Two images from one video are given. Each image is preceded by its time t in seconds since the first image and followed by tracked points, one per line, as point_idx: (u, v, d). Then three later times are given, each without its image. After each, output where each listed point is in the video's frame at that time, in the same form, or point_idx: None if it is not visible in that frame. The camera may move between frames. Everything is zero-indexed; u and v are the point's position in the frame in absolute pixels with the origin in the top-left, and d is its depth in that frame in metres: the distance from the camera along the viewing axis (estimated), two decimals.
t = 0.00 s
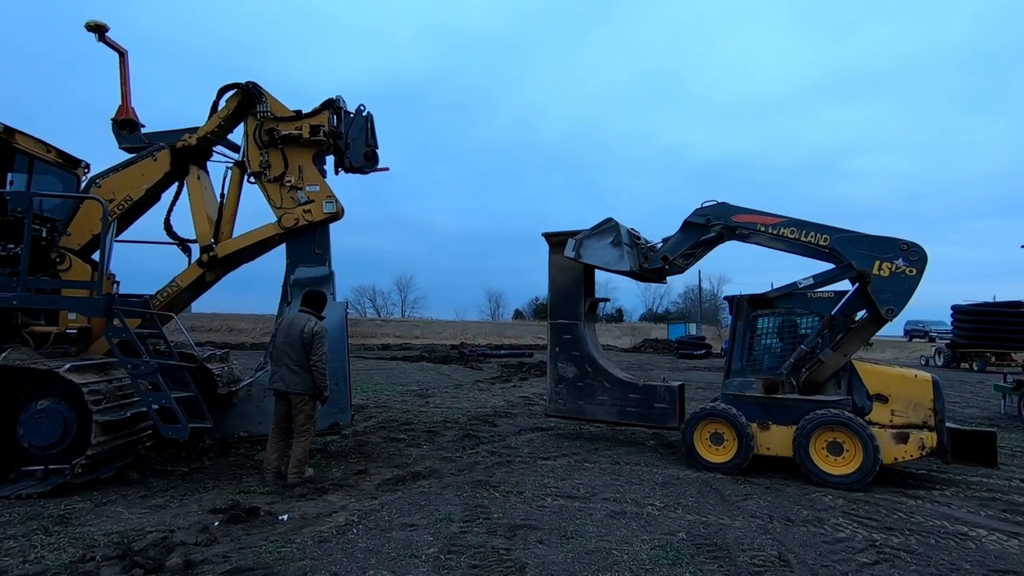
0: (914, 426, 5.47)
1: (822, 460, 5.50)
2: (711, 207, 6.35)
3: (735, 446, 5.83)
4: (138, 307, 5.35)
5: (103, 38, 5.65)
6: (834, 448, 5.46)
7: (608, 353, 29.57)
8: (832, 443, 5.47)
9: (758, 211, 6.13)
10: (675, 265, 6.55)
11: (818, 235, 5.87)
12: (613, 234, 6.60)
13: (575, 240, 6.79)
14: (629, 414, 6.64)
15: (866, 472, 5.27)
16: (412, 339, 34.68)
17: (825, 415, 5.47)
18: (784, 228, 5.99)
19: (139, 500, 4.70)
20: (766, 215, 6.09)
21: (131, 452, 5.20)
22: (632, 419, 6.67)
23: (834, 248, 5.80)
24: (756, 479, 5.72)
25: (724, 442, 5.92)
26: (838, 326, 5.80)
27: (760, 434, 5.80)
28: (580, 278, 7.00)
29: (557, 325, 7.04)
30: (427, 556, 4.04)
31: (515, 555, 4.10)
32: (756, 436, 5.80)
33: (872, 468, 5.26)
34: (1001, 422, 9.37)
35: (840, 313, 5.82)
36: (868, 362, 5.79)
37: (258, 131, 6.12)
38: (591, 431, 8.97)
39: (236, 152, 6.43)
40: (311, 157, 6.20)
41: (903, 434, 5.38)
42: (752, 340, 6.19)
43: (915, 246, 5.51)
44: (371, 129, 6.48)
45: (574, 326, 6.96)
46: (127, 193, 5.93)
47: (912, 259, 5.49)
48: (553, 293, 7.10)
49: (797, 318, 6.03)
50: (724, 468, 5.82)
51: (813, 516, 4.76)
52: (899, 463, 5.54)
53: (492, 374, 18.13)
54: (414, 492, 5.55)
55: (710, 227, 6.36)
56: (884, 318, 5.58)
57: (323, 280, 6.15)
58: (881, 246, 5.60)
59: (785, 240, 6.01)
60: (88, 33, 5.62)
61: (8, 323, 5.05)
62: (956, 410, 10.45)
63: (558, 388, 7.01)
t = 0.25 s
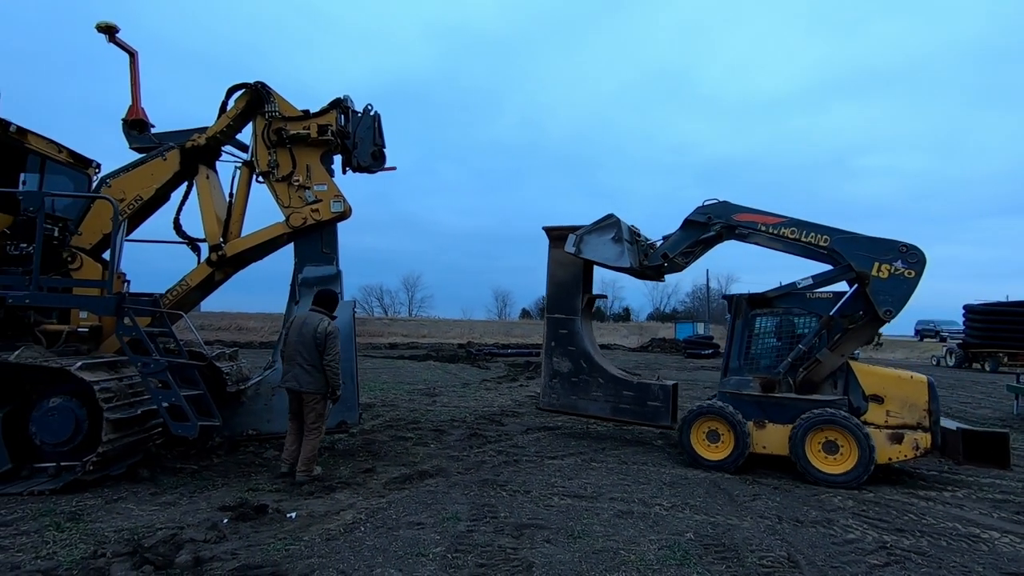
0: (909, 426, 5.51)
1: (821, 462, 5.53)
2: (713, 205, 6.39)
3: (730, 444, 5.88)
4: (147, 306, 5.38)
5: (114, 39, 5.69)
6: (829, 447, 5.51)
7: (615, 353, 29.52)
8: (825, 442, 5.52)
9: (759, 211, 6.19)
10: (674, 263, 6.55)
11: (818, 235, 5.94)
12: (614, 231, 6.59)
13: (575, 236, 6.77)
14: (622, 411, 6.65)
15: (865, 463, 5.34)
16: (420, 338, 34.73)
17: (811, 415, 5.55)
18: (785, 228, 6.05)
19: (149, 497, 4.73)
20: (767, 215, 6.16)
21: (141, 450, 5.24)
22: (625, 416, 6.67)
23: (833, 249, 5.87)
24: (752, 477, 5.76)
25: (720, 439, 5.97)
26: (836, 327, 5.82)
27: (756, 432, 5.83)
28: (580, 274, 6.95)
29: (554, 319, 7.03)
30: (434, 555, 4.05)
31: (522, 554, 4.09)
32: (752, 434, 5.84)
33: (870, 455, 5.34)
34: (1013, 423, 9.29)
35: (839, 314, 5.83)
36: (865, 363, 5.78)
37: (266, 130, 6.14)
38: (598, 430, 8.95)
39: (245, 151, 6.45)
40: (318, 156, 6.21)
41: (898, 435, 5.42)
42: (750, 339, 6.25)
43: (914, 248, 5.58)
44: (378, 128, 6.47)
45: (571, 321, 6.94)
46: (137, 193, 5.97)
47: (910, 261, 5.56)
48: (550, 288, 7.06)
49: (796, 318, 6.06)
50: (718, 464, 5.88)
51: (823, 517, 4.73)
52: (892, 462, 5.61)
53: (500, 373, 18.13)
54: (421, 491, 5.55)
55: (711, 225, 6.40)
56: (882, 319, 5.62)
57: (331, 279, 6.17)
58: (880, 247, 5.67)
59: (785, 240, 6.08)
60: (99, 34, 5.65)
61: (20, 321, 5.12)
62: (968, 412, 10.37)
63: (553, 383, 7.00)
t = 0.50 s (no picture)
0: (901, 425, 5.53)
1: (817, 462, 5.53)
2: (710, 204, 6.34)
3: (725, 442, 5.90)
4: (155, 304, 5.41)
5: (121, 38, 5.71)
6: (822, 445, 5.53)
7: (621, 351, 29.48)
8: (816, 441, 5.55)
9: (756, 210, 6.16)
10: (671, 260, 6.53)
11: (814, 235, 5.94)
12: (611, 227, 6.58)
13: (573, 232, 6.76)
14: (618, 406, 6.66)
15: (858, 452, 5.34)
16: (425, 337, 34.78)
17: (796, 416, 5.60)
18: (782, 228, 6.04)
19: (157, 494, 4.76)
20: (764, 214, 6.14)
21: (149, 447, 5.27)
22: (622, 411, 6.66)
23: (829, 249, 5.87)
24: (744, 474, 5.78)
25: (714, 436, 5.99)
26: (830, 327, 5.89)
27: (750, 430, 5.85)
28: (575, 270, 6.95)
29: (550, 316, 7.04)
30: (440, 553, 4.05)
31: (527, 553, 4.10)
32: (746, 432, 5.86)
33: (860, 442, 5.34)
34: (1022, 423, 9.23)
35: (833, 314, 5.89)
36: (857, 362, 5.84)
37: (273, 129, 6.16)
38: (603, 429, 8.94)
39: (251, 150, 6.47)
40: (324, 155, 6.23)
41: (890, 433, 5.45)
42: (745, 338, 6.26)
43: (910, 249, 5.57)
44: (384, 127, 6.48)
45: (568, 317, 6.95)
46: (145, 192, 6.00)
47: (905, 262, 5.55)
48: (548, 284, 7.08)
49: (792, 317, 6.09)
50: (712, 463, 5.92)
51: (830, 517, 4.71)
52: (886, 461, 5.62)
53: (505, 372, 18.14)
54: (427, 489, 5.56)
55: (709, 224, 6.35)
56: (876, 319, 5.66)
57: (337, 277, 6.19)
58: (876, 248, 5.67)
59: (782, 239, 6.07)
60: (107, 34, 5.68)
61: (29, 319, 5.16)
62: (977, 411, 10.31)
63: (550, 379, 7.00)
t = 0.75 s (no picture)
0: (892, 423, 5.59)
1: (815, 461, 5.53)
2: (703, 204, 6.35)
3: (719, 440, 5.91)
4: (160, 302, 5.43)
5: (126, 38, 5.73)
6: (814, 444, 5.55)
7: (626, 350, 29.45)
8: (809, 440, 5.57)
9: (749, 210, 6.17)
10: (665, 260, 6.52)
11: (806, 235, 5.98)
12: (604, 227, 6.57)
13: (566, 233, 6.72)
14: (619, 406, 6.66)
15: (849, 442, 5.36)
16: (430, 335, 34.79)
17: (783, 421, 5.65)
18: (774, 227, 6.05)
19: (162, 491, 4.78)
20: (757, 214, 6.15)
21: (154, 445, 5.29)
22: (622, 410, 6.67)
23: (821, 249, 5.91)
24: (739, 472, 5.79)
25: (708, 434, 6.01)
26: (823, 326, 5.91)
27: (744, 428, 5.87)
28: (569, 270, 6.94)
29: (546, 318, 7.01)
30: (443, 551, 4.06)
31: (531, 551, 4.10)
32: (740, 431, 5.88)
33: (847, 429, 5.37)
34: None
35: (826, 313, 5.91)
36: (848, 360, 5.91)
37: (277, 127, 6.17)
38: (607, 428, 8.94)
39: (256, 149, 6.49)
40: (329, 154, 6.24)
41: (881, 431, 5.46)
42: (739, 337, 6.26)
43: (901, 249, 5.62)
44: (388, 125, 6.48)
45: (564, 318, 6.94)
46: (150, 190, 6.02)
47: (896, 262, 5.61)
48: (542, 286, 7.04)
49: (784, 316, 6.09)
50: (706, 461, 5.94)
51: (835, 517, 4.70)
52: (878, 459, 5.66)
53: (509, 370, 18.14)
54: (430, 488, 5.56)
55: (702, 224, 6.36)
56: (867, 319, 5.72)
57: (341, 276, 6.18)
58: (867, 248, 5.71)
59: (774, 239, 6.09)
60: (113, 33, 5.70)
61: (35, 317, 5.17)
62: (984, 411, 10.26)
63: (550, 381, 6.98)
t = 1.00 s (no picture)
0: (884, 420, 5.59)
1: (812, 458, 5.56)
2: (697, 202, 6.34)
3: (714, 437, 5.94)
4: (165, 300, 5.44)
5: (131, 37, 5.74)
6: (807, 441, 5.59)
7: (629, 348, 29.42)
8: (801, 438, 5.61)
9: (743, 209, 6.16)
10: (659, 258, 6.52)
11: (799, 234, 5.99)
12: (599, 226, 6.56)
13: (561, 231, 6.72)
14: (622, 401, 6.65)
15: (839, 431, 5.42)
16: (433, 334, 34.81)
17: (774, 427, 5.69)
18: (768, 226, 6.06)
19: (167, 488, 4.79)
20: (751, 212, 6.15)
21: (158, 442, 5.31)
22: (625, 406, 6.67)
23: (814, 247, 5.93)
24: (733, 470, 5.81)
25: (702, 432, 6.04)
26: (815, 323, 5.95)
27: (737, 426, 5.90)
28: (564, 269, 6.93)
29: (543, 318, 6.96)
30: (447, 549, 4.06)
31: (535, 549, 4.10)
32: (734, 428, 5.90)
33: (835, 419, 5.45)
34: None
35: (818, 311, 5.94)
36: (840, 358, 5.95)
37: (281, 126, 6.18)
38: (610, 426, 8.93)
39: (260, 148, 6.50)
40: (333, 152, 6.24)
41: (873, 428, 5.49)
42: (733, 335, 6.25)
43: (892, 247, 5.67)
44: (391, 124, 6.47)
45: (562, 318, 6.90)
46: (154, 189, 6.03)
47: (887, 260, 5.65)
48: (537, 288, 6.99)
49: (778, 314, 6.10)
50: (700, 459, 5.96)
51: (840, 516, 4.69)
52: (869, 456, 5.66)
53: (513, 368, 18.14)
54: (434, 485, 5.57)
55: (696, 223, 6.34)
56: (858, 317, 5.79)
57: (345, 274, 6.18)
58: (859, 246, 5.75)
59: (767, 238, 6.10)
60: (117, 32, 5.71)
61: (41, 315, 5.16)
62: (989, 410, 10.23)
63: (551, 382, 6.91)
